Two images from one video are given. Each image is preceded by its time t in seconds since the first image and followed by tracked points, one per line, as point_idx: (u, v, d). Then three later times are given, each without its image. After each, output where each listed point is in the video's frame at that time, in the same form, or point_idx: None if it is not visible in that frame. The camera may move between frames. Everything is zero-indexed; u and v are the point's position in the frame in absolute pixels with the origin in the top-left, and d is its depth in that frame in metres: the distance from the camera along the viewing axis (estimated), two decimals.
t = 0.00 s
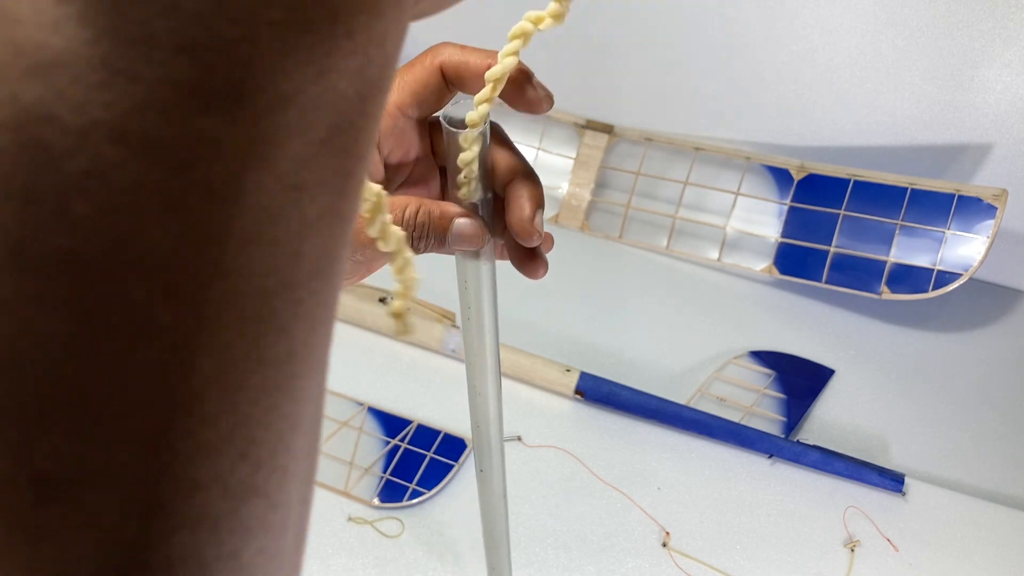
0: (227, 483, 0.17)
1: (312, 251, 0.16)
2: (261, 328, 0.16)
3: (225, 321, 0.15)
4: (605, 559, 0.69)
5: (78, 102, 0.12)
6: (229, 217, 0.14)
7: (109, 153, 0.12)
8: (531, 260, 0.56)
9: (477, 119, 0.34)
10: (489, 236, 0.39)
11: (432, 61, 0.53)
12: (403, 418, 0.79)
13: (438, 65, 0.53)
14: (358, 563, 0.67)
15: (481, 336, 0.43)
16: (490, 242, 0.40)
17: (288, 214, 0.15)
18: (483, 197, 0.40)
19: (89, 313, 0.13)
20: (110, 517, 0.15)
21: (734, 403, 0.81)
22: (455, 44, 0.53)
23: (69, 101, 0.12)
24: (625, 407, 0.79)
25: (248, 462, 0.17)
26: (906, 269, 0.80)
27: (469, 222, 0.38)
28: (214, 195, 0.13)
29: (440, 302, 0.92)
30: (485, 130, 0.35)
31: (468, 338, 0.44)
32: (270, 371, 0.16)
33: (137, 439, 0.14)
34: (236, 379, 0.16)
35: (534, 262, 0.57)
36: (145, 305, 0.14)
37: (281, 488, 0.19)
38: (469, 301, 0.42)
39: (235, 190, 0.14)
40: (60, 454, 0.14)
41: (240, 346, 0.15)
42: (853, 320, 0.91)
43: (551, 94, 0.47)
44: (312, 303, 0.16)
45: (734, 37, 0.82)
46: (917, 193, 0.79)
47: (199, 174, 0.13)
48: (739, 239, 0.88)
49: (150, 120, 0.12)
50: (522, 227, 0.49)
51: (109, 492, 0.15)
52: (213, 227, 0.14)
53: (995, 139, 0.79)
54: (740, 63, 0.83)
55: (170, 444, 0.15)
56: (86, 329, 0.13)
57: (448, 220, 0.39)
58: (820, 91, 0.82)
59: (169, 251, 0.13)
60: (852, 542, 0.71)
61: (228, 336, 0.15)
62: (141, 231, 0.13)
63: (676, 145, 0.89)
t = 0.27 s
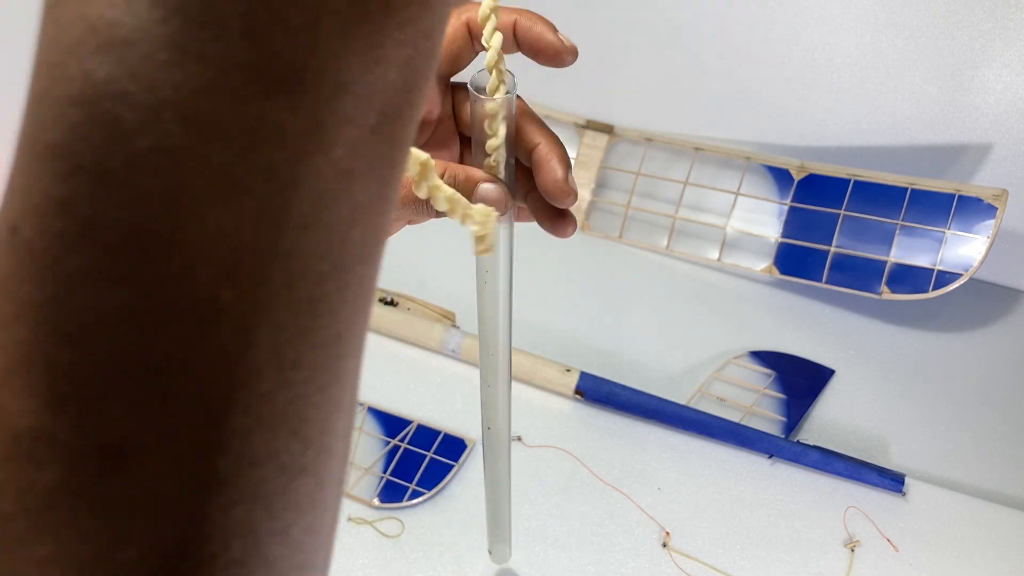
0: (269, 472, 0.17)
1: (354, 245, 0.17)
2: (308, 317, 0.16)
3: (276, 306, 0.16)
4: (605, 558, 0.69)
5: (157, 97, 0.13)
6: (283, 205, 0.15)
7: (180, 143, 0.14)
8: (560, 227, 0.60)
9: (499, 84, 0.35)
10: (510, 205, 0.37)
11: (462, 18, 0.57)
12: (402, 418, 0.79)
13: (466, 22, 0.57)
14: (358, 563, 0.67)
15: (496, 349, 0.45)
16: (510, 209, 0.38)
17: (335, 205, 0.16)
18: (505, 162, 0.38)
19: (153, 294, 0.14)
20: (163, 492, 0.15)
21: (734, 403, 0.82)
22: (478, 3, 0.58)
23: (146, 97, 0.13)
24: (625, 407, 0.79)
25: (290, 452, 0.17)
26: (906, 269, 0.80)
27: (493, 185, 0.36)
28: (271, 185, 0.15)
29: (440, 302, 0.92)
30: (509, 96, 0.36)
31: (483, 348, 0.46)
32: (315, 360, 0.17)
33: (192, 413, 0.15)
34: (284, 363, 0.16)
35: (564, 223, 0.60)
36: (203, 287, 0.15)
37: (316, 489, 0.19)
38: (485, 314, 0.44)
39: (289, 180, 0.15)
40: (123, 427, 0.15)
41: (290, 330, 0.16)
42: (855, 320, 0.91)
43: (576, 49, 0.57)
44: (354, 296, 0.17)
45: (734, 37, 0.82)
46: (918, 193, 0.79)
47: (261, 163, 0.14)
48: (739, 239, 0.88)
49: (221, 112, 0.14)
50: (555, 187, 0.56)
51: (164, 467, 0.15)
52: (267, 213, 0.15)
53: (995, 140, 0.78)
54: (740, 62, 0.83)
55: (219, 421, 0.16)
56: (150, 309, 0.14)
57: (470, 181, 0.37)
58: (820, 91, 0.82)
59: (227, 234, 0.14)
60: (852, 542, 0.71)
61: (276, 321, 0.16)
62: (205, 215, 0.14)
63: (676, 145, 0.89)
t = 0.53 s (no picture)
0: (301, 418, 0.18)
1: (373, 204, 0.18)
2: (324, 278, 0.17)
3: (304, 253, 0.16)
4: (605, 558, 0.69)
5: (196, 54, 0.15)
6: (300, 169, 0.16)
7: (202, 110, 0.15)
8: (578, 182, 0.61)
9: (501, 43, 0.34)
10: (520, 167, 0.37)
11: None
12: (403, 418, 0.79)
13: None
14: (358, 564, 0.67)
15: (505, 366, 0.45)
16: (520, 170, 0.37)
17: (360, 162, 0.17)
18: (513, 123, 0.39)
19: (196, 235, 0.15)
20: (197, 428, 0.16)
21: (734, 403, 0.82)
22: None
23: (181, 52, 0.15)
24: (625, 407, 0.79)
25: (319, 400, 0.18)
26: (907, 269, 0.80)
27: (501, 148, 0.37)
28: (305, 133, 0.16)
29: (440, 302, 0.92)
30: (513, 54, 0.35)
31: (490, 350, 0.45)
32: (343, 312, 0.18)
33: (227, 351, 0.16)
34: (315, 311, 0.17)
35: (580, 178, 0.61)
36: (240, 228, 0.16)
37: (340, 447, 0.20)
38: (495, 319, 0.43)
39: (322, 131, 0.16)
40: (162, 360, 0.16)
41: (318, 279, 0.17)
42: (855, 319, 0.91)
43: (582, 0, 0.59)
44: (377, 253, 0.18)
45: (733, 36, 0.82)
46: (918, 193, 0.79)
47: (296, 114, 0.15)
48: (739, 239, 0.88)
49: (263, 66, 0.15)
50: (576, 138, 0.59)
51: (198, 405, 0.16)
52: (293, 161, 0.16)
53: (995, 140, 0.78)
54: (740, 62, 0.84)
55: (255, 360, 0.17)
56: (196, 247, 0.15)
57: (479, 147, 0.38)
58: (820, 91, 0.82)
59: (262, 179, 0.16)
60: (852, 542, 0.71)
61: (306, 269, 0.17)
62: (242, 162, 0.15)
63: (676, 146, 0.89)
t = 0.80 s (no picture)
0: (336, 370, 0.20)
1: (403, 174, 0.19)
2: (358, 246, 0.19)
3: (341, 215, 0.18)
4: (606, 559, 0.68)
5: (247, 35, 0.16)
6: (338, 144, 0.18)
7: (253, 90, 0.17)
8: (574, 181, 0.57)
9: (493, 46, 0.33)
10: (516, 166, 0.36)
11: None
12: (402, 418, 0.78)
13: None
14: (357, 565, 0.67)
15: (510, 373, 0.45)
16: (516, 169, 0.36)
17: (391, 134, 0.18)
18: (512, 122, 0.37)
19: (245, 196, 0.17)
20: (243, 369, 0.18)
21: (734, 403, 0.82)
22: None
23: (233, 40, 0.16)
24: (625, 408, 0.79)
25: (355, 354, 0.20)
26: (908, 269, 0.80)
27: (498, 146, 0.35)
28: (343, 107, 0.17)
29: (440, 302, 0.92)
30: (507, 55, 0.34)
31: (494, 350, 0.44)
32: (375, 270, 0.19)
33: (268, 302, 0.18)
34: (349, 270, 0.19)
35: (575, 175, 0.57)
36: (284, 191, 0.17)
37: (373, 404, 0.21)
38: (498, 323, 0.42)
39: (357, 104, 0.18)
40: (211, 309, 0.18)
41: (352, 239, 0.19)
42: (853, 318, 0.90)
43: None
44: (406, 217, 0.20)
45: (734, 36, 0.82)
46: (919, 193, 0.79)
47: (337, 88, 0.17)
48: (739, 239, 0.87)
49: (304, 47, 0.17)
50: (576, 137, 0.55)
51: (246, 347, 0.18)
52: (335, 135, 0.17)
53: (997, 140, 0.78)
54: (740, 62, 0.83)
55: (294, 312, 0.18)
56: (244, 207, 0.17)
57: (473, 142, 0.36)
58: (821, 91, 0.82)
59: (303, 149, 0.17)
60: (853, 542, 0.71)
61: (341, 229, 0.18)
62: (284, 132, 0.17)
63: (677, 146, 0.89)
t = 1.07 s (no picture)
0: (349, 373, 0.17)
1: (419, 149, 0.17)
2: (360, 231, 0.16)
3: (355, 195, 0.16)
4: (605, 558, 0.69)
5: None
6: (343, 113, 0.15)
7: (243, 44, 0.14)
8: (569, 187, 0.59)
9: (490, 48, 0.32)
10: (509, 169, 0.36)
11: None
12: (403, 418, 0.79)
13: None
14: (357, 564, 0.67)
15: (508, 372, 0.45)
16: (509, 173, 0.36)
17: (400, 101, 0.16)
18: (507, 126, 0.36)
19: (248, 174, 0.15)
20: (245, 372, 0.16)
21: (734, 403, 0.82)
22: None
23: None
24: (624, 407, 0.80)
25: (370, 355, 0.17)
26: (906, 269, 0.80)
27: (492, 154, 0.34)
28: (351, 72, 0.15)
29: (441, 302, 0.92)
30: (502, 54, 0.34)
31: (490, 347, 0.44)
32: (393, 257, 0.17)
33: (272, 295, 0.16)
34: (363, 257, 0.17)
35: (569, 183, 0.59)
36: (292, 167, 0.15)
37: (377, 419, 0.18)
38: (494, 322, 0.43)
39: (363, 72, 0.15)
40: (208, 304, 0.16)
41: (368, 222, 0.16)
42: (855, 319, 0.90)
43: None
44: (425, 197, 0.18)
45: (733, 36, 0.82)
46: (918, 193, 0.79)
47: (338, 51, 0.15)
48: (738, 239, 0.88)
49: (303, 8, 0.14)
50: (569, 144, 0.53)
51: (249, 348, 0.16)
52: (334, 99, 0.15)
53: (995, 140, 0.78)
54: (739, 62, 0.84)
55: (302, 305, 0.16)
56: (246, 191, 0.15)
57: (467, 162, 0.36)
58: (820, 91, 0.82)
59: (309, 119, 0.15)
60: (852, 542, 0.71)
61: (352, 211, 0.16)
62: (288, 103, 0.15)
63: (676, 146, 0.89)
